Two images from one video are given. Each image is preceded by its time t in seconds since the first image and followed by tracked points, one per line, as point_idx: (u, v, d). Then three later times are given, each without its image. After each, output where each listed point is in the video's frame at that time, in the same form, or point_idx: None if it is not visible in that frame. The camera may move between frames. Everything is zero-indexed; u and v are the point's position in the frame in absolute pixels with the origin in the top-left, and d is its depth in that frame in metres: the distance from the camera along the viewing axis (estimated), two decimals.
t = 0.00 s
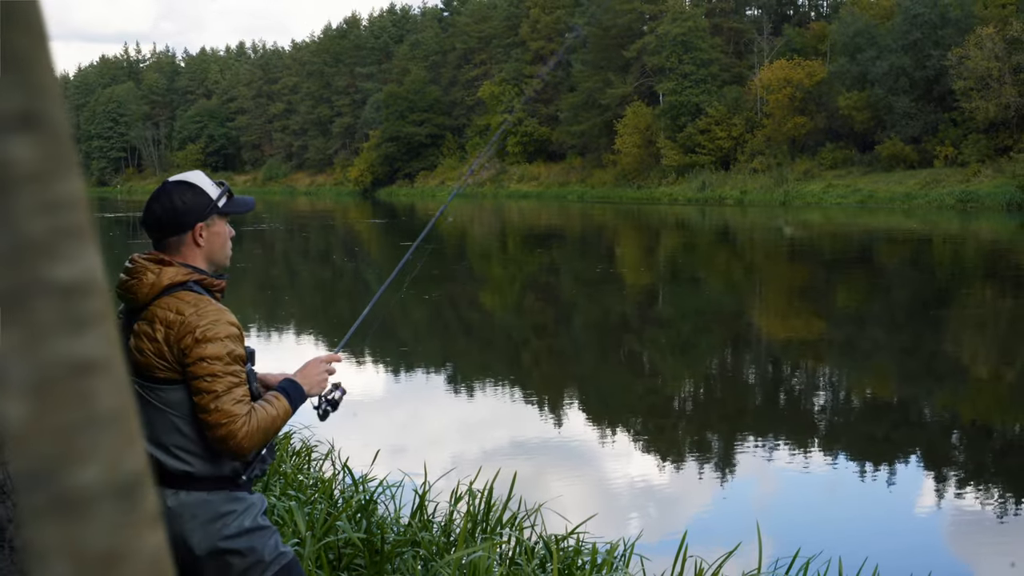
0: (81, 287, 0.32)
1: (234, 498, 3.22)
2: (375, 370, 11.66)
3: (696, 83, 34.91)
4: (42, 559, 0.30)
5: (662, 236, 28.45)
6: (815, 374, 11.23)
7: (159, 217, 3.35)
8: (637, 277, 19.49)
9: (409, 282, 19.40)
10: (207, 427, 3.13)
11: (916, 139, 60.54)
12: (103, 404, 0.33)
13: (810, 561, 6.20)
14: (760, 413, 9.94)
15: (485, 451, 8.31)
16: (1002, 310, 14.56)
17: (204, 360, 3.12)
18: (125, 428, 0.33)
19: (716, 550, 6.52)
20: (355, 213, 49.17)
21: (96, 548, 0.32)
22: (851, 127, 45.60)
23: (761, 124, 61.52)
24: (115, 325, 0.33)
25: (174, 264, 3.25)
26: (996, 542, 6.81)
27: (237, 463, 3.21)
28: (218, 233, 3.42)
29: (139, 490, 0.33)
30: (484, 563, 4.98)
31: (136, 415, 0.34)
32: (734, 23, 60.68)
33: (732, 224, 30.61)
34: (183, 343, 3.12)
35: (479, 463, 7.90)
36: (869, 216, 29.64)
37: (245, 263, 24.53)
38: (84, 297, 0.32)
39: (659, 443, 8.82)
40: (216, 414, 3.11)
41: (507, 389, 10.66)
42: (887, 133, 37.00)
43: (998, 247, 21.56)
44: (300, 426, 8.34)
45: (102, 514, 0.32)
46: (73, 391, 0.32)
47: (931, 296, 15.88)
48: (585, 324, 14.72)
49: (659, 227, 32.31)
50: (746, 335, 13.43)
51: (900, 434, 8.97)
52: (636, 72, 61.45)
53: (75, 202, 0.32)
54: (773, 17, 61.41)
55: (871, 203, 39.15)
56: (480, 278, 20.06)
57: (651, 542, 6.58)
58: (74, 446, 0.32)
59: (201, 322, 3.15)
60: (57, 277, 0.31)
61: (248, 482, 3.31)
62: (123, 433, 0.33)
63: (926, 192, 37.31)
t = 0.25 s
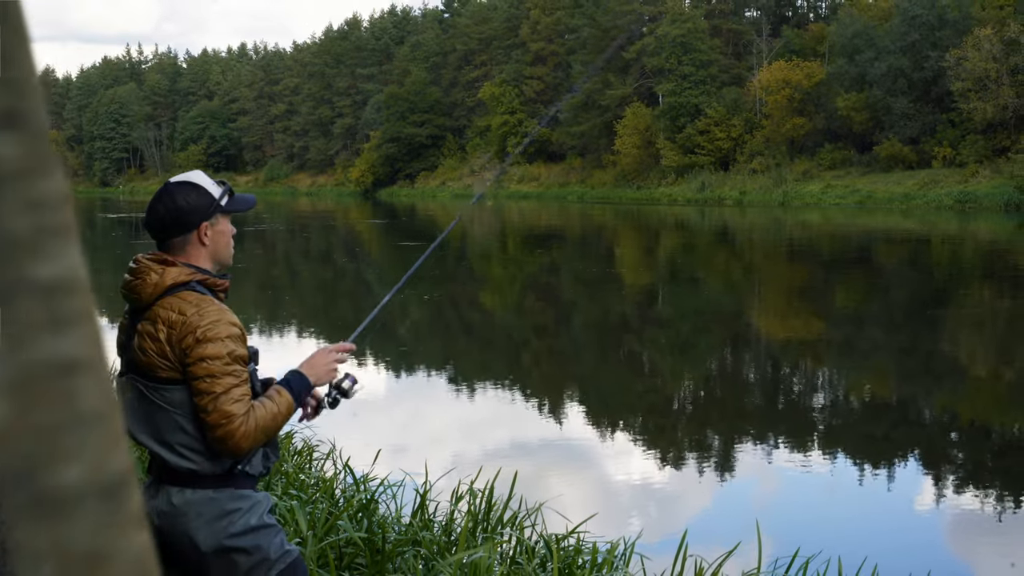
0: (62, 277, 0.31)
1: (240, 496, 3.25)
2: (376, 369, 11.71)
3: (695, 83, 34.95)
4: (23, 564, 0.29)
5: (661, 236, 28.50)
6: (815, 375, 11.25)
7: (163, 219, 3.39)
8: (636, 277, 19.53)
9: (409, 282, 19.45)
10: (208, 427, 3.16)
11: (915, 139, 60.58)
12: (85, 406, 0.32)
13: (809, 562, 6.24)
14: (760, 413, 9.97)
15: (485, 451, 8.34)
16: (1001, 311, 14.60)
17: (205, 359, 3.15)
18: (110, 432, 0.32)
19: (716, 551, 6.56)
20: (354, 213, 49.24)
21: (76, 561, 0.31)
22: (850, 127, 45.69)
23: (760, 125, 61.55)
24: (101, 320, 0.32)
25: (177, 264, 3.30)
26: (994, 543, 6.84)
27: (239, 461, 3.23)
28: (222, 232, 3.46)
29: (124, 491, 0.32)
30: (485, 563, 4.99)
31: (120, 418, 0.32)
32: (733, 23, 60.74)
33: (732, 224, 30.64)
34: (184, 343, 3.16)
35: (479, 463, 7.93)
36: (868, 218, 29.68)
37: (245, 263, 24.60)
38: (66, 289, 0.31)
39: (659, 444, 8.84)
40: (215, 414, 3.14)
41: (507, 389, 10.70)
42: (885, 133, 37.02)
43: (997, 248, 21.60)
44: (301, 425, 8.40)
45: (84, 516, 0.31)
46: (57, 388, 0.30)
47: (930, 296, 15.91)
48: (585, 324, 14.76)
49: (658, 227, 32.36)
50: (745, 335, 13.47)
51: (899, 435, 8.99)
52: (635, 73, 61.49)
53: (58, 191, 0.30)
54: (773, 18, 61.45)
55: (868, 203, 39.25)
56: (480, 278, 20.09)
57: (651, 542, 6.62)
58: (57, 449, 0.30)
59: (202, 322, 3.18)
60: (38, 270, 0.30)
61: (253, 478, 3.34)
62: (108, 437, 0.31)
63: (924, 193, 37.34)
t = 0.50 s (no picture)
0: (62, 287, 0.40)
1: (236, 498, 3.17)
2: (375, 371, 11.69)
3: (699, 82, 34.92)
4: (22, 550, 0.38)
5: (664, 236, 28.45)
6: (818, 376, 11.19)
7: (162, 219, 3.30)
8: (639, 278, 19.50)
9: (410, 283, 19.41)
10: (201, 431, 3.08)
11: (919, 139, 60.47)
12: (76, 405, 0.41)
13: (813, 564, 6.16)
14: (762, 414, 9.91)
15: (486, 452, 8.27)
16: (1006, 311, 14.54)
17: (198, 362, 3.07)
18: (102, 426, 0.41)
19: (718, 553, 6.47)
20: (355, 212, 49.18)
21: (61, 545, 0.40)
22: (853, 126, 45.58)
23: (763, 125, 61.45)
24: (85, 333, 0.41)
25: (173, 265, 3.23)
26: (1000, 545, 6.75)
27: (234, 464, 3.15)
28: (220, 231, 3.38)
29: (106, 489, 0.42)
30: (484, 567, 4.93)
31: (106, 413, 0.41)
32: (737, 22, 60.72)
33: (735, 225, 30.56)
34: (177, 346, 3.08)
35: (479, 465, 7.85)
36: (872, 218, 29.61)
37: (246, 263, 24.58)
38: (51, 294, 0.40)
39: (660, 445, 8.77)
40: (207, 417, 3.05)
41: (507, 391, 10.65)
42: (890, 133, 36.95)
43: (1002, 248, 21.53)
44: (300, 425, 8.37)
45: (70, 507, 0.41)
46: (41, 391, 0.40)
47: (934, 297, 15.85)
48: (586, 324, 14.73)
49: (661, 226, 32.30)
50: (747, 336, 13.42)
51: (903, 436, 8.91)
52: (638, 72, 61.44)
53: (43, 210, 0.40)
54: (776, 17, 61.40)
55: (873, 203, 39.15)
56: (482, 278, 20.05)
57: (653, 544, 6.54)
58: (42, 445, 0.40)
59: (195, 324, 3.09)
60: (33, 294, 0.39)
61: (251, 481, 3.26)
62: (95, 438, 0.41)
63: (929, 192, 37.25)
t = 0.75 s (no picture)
0: (37, 276, 0.39)
1: (232, 501, 3.08)
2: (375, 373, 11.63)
3: (702, 80, 34.87)
4: (4, 560, 0.37)
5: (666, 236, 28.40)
6: (821, 377, 11.12)
7: (159, 219, 3.22)
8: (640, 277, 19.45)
9: (410, 282, 19.35)
10: (193, 435, 2.99)
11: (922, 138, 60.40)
12: (62, 404, 0.40)
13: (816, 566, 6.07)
14: (765, 415, 9.83)
15: (485, 454, 8.19)
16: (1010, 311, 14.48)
17: (189, 364, 2.98)
18: (90, 426, 0.40)
19: (720, 555, 6.39)
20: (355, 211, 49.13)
21: (47, 547, 0.39)
22: (856, 125, 45.53)
23: (765, 123, 61.39)
24: (73, 333, 0.40)
25: (166, 267, 3.15)
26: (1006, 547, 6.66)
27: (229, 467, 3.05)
28: (216, 232, 3.30)
29: (93, 489, 0.41)
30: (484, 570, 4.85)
31: (93, 412, 0.40)
32: (738, 20, 60.69)
33: (738, 224, 30.51)
34: (168, 347, 3.00)
35: (479, 466, 7.78)
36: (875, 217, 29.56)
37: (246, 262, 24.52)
38: (41, 294, 0.39)
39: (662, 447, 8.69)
40: (199, 420, 2.97)
41: (508, 391, 10.58)
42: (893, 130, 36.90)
43: (1006, 247, 21.47)
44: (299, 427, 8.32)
45: (56, 510, 0.39)
46: (26, 388, 0.38)
47: (938, 297, 15.79)
48: (587, 324, 14.67)
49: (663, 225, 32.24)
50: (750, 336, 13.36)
51: (907, 437, 8.84)
52: (640, 70, 61.40)
53: (31, 205, 0.39)
54: (778, 15, 61.37)
55: (875, 201, 39.11)
56: (482, 278, 19.99)
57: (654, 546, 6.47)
58: (27, 441, 0.38)
59: (186, 325, 3.01)
60: (19, 282, 0.38)
61: (247, 484, 3.17)
62: (81, 437, 0.40)
63: (932, 191, 37.18)
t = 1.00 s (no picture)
0: (18, 275, 0.38)
1: (227, 503, 3.05)
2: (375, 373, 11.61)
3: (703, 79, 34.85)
4: None
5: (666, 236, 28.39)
6: (822, 377, 11.09)
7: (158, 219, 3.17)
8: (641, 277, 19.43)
9: (410, 282, 19.32)
10: (189, 435, 2.96)
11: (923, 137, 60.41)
12: (49, 402, 0.39)
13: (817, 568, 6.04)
14: (766, 415, 9.81)
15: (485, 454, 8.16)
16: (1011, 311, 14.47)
17: (184, 365, 2.94)
18: (72, 425, 0.39)
19: (721, 558, 6.36)
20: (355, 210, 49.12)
21: (31, 549, 0.38)
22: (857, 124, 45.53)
23: (766, 122, 61.39)
24: (60, 332, 0.39)
25: (162, 266, 3.10)
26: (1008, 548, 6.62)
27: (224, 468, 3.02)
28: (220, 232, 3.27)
29: (82, 491, 0.40)
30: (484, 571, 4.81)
31: (80, 411, 0.39)
32: (740, 19, 60.68)
33: (739, 224, 30.50)
34: (163, 348, 2.96)
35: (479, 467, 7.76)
36: (877, 217, 29.54)
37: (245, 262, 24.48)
38: (28, 294, 0.38)
39: (663, 448, 8.66)
40: (196, 421, 2.93)
41: (508, 391, 10.56)
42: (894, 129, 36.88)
43: (1008, 248, 21.46)
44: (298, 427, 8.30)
45: (39, 513, 0.38)
46: (12, 387, 0.37)
47: (939, 297, 15.78)
48: (588, 325, 14.66)
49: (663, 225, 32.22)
50: (750, 336, 13.34)
51: (909, 438, 8.80)
52: (641, 69, 61.38)
53: (20, 204, 0.38)
54: (780, 13, 61.37)
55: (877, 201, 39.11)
56: (482, 278, 19.98)
57: (654, 548, 6.43)
58: (12, 445, 0.37)
59: (181, 325, 2.97)
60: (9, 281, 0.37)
61: (243, 485, 3.14)
62: (66, 437, 0.39)
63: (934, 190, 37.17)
